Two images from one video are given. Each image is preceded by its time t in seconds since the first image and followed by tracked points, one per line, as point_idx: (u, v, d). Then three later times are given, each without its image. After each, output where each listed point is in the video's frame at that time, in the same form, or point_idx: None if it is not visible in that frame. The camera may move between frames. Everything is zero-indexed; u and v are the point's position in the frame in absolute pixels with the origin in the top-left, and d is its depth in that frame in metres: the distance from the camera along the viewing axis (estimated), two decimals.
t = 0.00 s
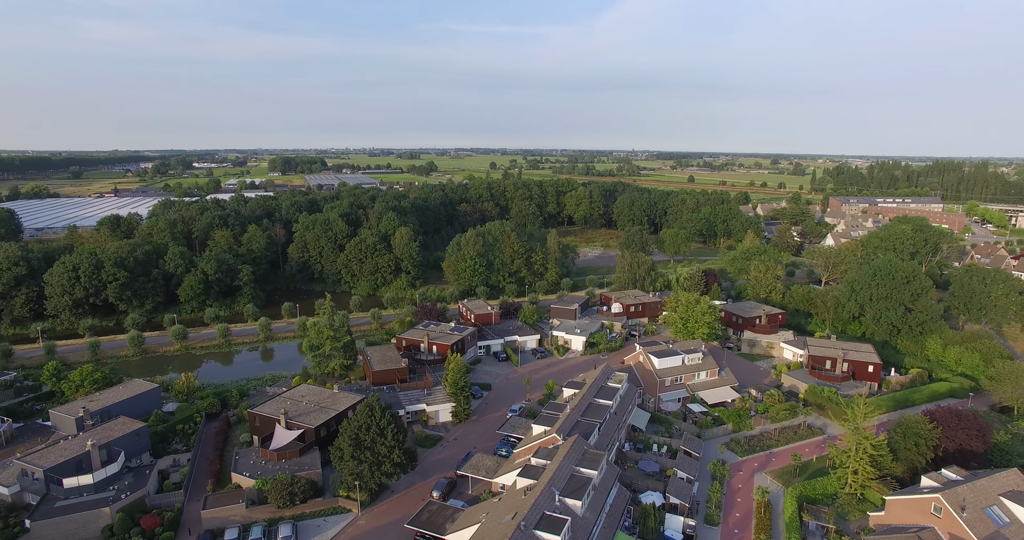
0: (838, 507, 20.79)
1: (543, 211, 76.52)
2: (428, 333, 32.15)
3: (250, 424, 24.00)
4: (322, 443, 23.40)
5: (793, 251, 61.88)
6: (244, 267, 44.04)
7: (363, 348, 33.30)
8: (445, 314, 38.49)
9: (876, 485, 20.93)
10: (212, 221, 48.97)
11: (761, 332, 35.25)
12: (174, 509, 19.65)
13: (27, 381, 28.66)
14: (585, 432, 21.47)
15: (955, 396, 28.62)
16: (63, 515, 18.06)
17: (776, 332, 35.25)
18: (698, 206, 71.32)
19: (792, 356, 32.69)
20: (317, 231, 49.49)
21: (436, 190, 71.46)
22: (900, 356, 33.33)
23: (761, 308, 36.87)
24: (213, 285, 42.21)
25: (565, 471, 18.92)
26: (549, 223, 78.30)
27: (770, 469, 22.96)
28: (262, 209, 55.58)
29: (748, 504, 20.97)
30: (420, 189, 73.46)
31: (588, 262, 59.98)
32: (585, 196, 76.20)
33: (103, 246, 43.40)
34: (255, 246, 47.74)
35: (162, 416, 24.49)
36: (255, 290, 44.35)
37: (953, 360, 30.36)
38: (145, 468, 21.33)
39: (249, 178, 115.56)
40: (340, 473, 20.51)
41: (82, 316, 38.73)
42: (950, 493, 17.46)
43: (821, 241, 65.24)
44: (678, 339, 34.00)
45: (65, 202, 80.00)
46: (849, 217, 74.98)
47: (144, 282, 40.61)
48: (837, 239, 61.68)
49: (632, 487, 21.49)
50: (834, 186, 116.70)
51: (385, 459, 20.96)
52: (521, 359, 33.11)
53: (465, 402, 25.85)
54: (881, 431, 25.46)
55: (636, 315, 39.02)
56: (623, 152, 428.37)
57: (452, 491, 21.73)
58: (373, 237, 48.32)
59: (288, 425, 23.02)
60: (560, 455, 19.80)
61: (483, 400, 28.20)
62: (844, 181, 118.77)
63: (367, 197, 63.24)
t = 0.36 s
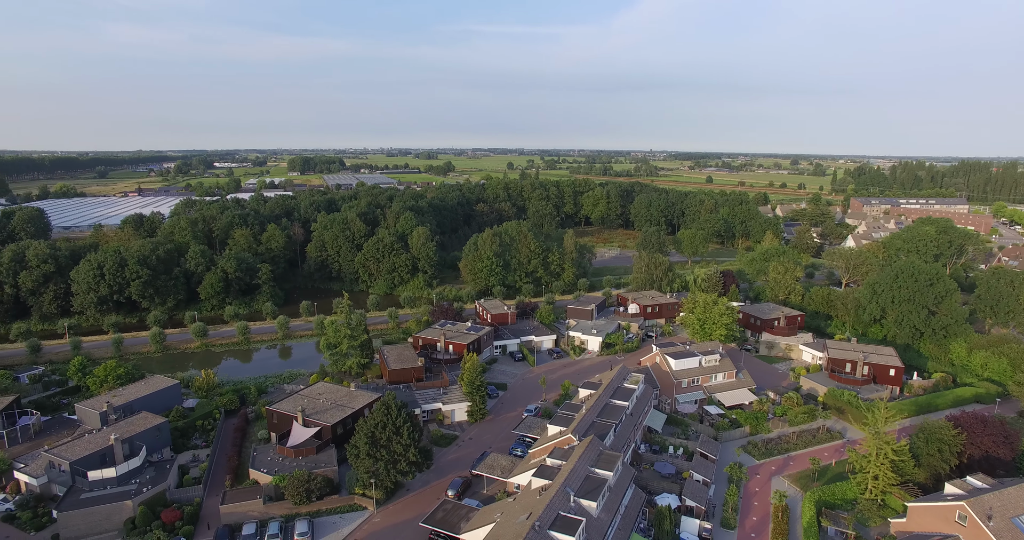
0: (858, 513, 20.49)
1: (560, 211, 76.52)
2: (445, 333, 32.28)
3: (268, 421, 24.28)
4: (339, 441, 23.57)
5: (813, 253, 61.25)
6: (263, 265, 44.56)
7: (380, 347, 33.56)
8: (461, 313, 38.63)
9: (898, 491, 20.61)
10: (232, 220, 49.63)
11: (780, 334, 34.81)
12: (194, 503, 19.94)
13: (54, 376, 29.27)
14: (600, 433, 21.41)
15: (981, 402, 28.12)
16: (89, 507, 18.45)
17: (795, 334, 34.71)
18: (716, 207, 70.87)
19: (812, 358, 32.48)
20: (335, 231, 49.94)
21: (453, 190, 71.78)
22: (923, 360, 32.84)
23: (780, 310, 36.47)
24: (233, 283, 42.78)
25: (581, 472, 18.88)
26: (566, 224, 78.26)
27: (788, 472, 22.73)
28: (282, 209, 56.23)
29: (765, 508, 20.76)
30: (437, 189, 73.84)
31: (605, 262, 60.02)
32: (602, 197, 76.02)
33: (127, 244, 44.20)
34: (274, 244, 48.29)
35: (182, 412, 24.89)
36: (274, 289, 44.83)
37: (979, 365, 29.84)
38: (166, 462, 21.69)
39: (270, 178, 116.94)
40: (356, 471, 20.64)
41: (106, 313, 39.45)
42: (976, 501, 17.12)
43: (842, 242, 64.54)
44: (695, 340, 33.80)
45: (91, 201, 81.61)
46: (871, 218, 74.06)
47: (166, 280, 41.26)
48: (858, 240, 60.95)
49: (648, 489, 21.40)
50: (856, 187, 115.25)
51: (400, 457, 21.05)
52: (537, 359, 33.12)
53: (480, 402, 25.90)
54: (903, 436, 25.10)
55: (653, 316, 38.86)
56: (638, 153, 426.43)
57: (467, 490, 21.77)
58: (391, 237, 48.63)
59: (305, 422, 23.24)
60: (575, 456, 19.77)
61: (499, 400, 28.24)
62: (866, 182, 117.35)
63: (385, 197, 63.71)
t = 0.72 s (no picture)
0: (875, 518, 20.25)
1: (575, 211, 76.47)
2: (459, 332, 32.39)
3: (284, 418, 24.53)
4: (353, 439, 23.74)
5: (830, 254, 60.65)
6: (279, 264, 45.02)
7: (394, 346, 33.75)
8: (476, 313, 38.76)
9: (917, 498, 20.34)
10: (250, 219, 50.21)
11: (796, 336, 34.58)
12: (210, 498, 20.20)
13: (76, 371, 29.78)
14: (614, 434, 21.37)
15: (1003, 407, 27.68)
16: (108, 500, 18.75)
17: (812, 337, 34.48)
18: (732, 208, 70.43)
19: (828, 361, 32.18)
20: (351, 230, 50.33)
21: (468, 190, 72.03)
22: (943, 363, 32.39)
23: (796, 312, 36.18)
24: (250, 281, 43.28)
25: (594, 473, 18.86)
26: (581, 224, 78.22)
27: (803, 476, 22.53)
28: (298, 208, 56.75)
29: (780, 512, 20.59)
30: (453, 189, 74.13)
31: (620, 262, 59.92)
32: (617, 197, 75.81)
33: (148, 242, 44.90)
34: (290, 243, 48.79)
35: (200, 408, 25.23)
36: (290, 287, 45.27)
37: (1002, 369, 29.38)
38: (183, 457, 21.98)
39: (287, 177, 118.05)
40: (370, 468, 20.78)
41: (126, 310, 40.09)
42: (998, 508, 16.85)
43: (861, 243, 63.85)
44: (710, 341, 33.57)
45: (112, 200, 82.97)
46: (890, 219, 73.16)
47: (185, 278, 41.83)
48: (877, 242, 60.26)
49: (661, 491, 21.32)
50: (875, 188, 113.97)
51: (414, 456, 21.16)
52: (550, 359, 33.14)
53: (494, 402, 25.97)
54: (922, 441, 24.78)
55: (668, 316, 38.75)
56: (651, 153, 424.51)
57: (479, 489, 21.84)
58: (406, 236, 48.90)
59: (320, 419, 23.45)
60: (588, 456, 19.75)
61: (512, 400, 28.29)
62: (885, 184, 115.98)
63: (400, 197, 64.07)
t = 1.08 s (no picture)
0: (893, 524, 19.98)
1: (590, 211, 76.36)
2: (473, 332, 32.48)
3: (298, 416, 24.76)
4: (367, 437, 23.89)
5: (849, 256, 59.97)
6: (295, 263, 45.45)
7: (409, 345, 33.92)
8: (490, 313, 38.85)
9: (937, 504, 20.03)
10: (267, 218, 50.74)
11: (813, 339, 34.27)
12: (227, 494, 20.42)
13: (98, 367, 30.34)
14: (627, 435, 21.31)
15: None
16: (128, 494, 19.03)
17: (829, 339, 34.14)
18: (749, 209, 69.93)
19: (846, 364, 31.85)
20: (367, 230, 50.67)
21: (483, 190, 72.23)
22: (965, 368, 31.91)
23: (813, 314, 35.84)
24: (267, 280, 43.73)
25: (607, 474, 18.82)
26: (596, 224, 78.10)
27: (819, 480, 22.30)
28: (314, 207, 57.23)
29: (796, 516, 20.39)
30: (468, 189, 74.42)
31: (635, 263, 59.75)
32: (632, 197, 75.54)
33: (167, 240, 45.54)
34: (306, 242, 49.23)
35: (217, 405, 25.55)
36: (305, 286, 45.66)
37: None
38: (200, 453, 22.26)
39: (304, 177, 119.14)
40: (384, 467, 20.89)
41: (146, 307, 40.69)
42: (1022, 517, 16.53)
43: (879, 245, 63.11)
44: (725, 343, 33.36)
45: (134, 199, 84.36)
46: (910, 221, 72.19)
47: (203, 276, 42.35)
48: (897, 244, 59.51)
49: (675, 493, 21.21)
50: (894, 189, 112.55)
51: (427, 454, 21.23)
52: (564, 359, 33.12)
53: (507, 402, 26.00)
54: (942, 446, 24.43)
55: (683, 318, 38.59)
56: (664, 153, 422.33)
57: (492, 489, 21.86)
58: (421, 236, 49.12)
59: (334, 417, 23.64)
60: (601, 457, 19.71)
61: (526, 400, 28.30)
62: (905, 185, 114.42)
63: (416, 196, 64.38)
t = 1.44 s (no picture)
0: (913, 530, 19.69)
1: (606, 211, 76.21)
2: (488, 332, 32.57)
3: (315, 414, 24.99)
4: (382, 436, 24.04)
5: (869, 258, 59.22)
6: (312, 262, 45.91)
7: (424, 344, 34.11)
8: (505, 312, 38.92)
9: (959, 511, 19.66)
10: (284, 218, 51.33)
11: (830, 341, 33.93)
12: (243, 490, 20.65)
13: (120, 363, 30.96)
14: (642, 437, 21.23)
15: None
16: (148, 488, 19.35)
17: (847, 342, 33.77)
18: (766, 209, 69.34)
19: (864, 367, 31.50)
20: (383, 229, 51.02)
21: (499, 190, 72.37)
22: (989, 373, 31.34)
23: (831, 316, 35.47)
24: (284, 279, 44.21)
25: (620, 475, 18.77)
26: (612, 225, 77.93)
27: (837, 484, 22.04)
28: (331, 206, 57.75)
29: (812, 520, 20.17)
30: (484, 189, 74.60)
31: (651, 264, 59.54)
32: (649, 197, 75.24)
33: (187, 239, 46.23)
34: (323, 242, 49.70)
35: (234, 402, 25.90)
36: (322, 284, 46.09)
37: None
38: (218, 449, 22.55)
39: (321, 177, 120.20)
40: (398, 465, 21.01)
41: (166, 305, 41.36)
42: None
43: (900, 247, 62.27)
44: (741, 345, 33.15)
45: (156, 198, 85.70)
46: (933, 222, 71.05)
47: (222, 275, 42.91)
48: (919, 246, 58.64)
49: (689, 495, 21.09)
50: (917, 190, 110.82)
51: (441, 453, 21.29)
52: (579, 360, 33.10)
53: (522, 401, 26.04)
54: (964, 452, 24.04)
55: (699, 319, 38.44)
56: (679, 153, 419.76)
57: (506, 489, 21.89)
58: (437, 236, 49.33)
59: (349, 415, 23.83)
60: (615, 458, 19.66)
61: (541, 400, 28.32)
62: (928, 185, 112.62)
63: (432, 196, 64.70)
